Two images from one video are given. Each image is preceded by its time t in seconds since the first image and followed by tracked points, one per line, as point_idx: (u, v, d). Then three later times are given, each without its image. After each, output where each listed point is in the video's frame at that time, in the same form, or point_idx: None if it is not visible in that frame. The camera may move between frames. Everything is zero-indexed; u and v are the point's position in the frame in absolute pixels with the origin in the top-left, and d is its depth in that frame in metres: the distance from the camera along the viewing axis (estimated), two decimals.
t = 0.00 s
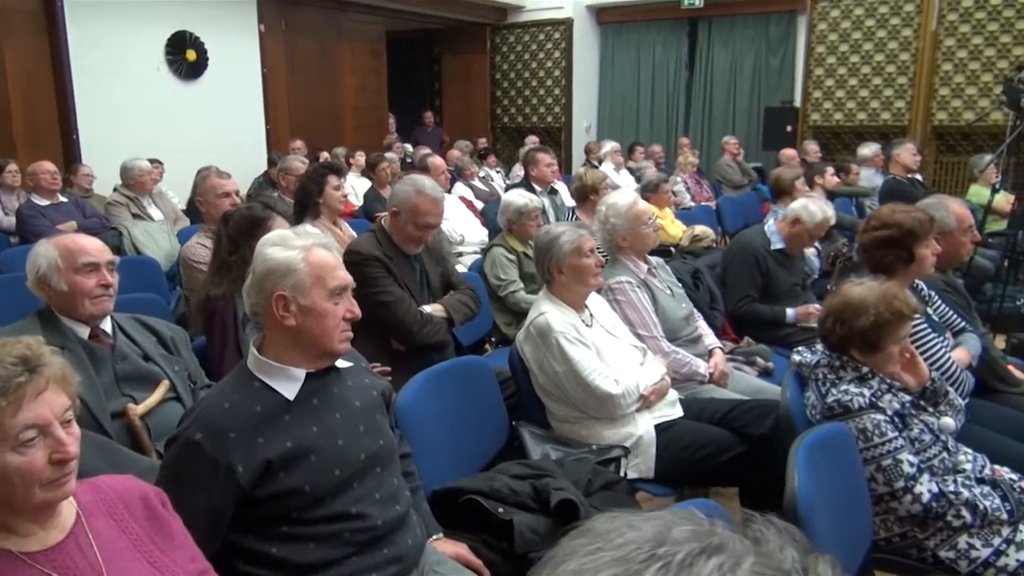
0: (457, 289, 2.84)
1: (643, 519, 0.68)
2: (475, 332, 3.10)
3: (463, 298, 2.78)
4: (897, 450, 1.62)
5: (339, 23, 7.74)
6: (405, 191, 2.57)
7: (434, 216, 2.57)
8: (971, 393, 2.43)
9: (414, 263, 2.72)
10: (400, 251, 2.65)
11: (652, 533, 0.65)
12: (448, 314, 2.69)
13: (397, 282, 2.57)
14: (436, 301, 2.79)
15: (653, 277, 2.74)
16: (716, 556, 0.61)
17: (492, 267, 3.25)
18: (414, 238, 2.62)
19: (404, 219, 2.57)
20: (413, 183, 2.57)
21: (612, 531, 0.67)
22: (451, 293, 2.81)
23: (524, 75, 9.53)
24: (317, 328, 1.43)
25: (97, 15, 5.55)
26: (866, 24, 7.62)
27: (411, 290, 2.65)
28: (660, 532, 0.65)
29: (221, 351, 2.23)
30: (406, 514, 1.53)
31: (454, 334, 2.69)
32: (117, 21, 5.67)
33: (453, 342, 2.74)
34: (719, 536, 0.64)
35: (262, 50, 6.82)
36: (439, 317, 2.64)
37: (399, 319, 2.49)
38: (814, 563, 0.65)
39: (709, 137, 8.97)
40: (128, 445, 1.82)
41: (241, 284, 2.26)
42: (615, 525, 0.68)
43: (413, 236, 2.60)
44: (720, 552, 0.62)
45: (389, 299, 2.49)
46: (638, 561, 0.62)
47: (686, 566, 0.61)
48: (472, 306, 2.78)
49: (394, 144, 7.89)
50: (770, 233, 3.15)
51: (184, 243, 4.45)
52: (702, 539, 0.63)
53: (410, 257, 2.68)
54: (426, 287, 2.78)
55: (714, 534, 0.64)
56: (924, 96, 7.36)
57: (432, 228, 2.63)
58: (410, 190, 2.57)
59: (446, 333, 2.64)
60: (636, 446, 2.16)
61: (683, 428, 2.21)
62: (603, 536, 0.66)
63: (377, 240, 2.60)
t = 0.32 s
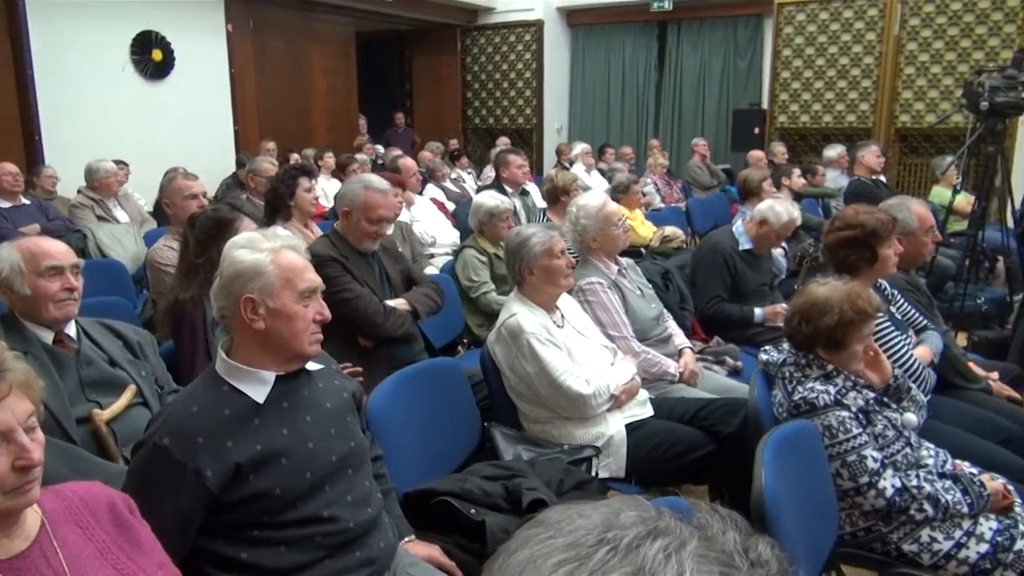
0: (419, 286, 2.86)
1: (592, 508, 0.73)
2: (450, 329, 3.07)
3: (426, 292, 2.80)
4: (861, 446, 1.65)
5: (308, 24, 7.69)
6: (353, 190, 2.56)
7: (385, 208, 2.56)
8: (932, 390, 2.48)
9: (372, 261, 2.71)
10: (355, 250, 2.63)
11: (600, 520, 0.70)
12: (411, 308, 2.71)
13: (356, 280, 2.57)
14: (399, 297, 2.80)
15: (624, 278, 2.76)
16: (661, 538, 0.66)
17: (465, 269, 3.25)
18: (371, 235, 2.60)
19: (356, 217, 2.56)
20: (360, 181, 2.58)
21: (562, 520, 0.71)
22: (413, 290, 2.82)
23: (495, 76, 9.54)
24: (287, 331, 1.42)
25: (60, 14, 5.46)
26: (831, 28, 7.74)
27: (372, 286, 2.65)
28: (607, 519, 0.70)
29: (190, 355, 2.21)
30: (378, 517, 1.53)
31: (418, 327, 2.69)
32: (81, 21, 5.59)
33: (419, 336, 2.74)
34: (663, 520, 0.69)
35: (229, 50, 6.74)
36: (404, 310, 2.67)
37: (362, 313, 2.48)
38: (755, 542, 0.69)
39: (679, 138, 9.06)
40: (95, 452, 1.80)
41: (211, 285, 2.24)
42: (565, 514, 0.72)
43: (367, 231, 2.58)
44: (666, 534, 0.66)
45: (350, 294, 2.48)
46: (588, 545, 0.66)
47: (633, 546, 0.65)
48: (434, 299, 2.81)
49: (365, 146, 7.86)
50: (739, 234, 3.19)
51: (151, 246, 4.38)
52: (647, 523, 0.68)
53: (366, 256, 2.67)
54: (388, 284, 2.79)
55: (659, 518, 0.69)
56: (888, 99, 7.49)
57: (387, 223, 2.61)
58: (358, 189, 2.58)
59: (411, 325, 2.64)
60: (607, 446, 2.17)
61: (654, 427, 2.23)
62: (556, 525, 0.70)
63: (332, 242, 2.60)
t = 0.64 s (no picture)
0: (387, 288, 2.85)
1: (567, 498, 0.71)
2: (423, 332, 3.07)
3: (394, 293, 2.79)
4: (827, 444, 1.68)
5: (276, 27, 7.63)
6: (300, 195, 2.57)
7: (336, 193, 2.57)
8: (896, 388, 2.53)
9: (337, 263, 2.70)
10: (323, 253, 2.63)
11: (575, 508, 0.68)
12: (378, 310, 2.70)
13: (322, 283, 2.56)
14: (366, 300, 2.79)
15: (594, 281, 2.78)
16: (636, 528, 0.65)
17: (436, 272, 3.24)
18: (338, 228, 2.59)
19: (317, 216, 2.55)
20: (302, 183, 2.60)
21: (537, 507, 0.70)
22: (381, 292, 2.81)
23: (466, 79, 9.53)
24: (256, 335, 1.41)
25: (20, 16, 5.35)
26: (797, 33, 7.84)
27: (339, 289, 2.64)
28: (582, 507, 0.69)
29: (157, 361, 2.17)
30: (349, 522, 1.52)
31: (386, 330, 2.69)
32: (43, 23, 5.49)
33: (388, 339, 2.73)
34: (637, 513, 0.68)
35: (196, 52, 6.66)
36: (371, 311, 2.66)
37: (329, 316, 2.47)
38: (724, 539, 0.69)
39: (650, 142, 9.13)
40: (59, 461, 1.77)
41: (178, 292, 2.21)
42: (540, 502, 0.70)
43: (331, 223, 2.56)
44: (640, 525, 0.65)
45: (317, 298, 2.47)
46: (563, 532, 0.65)
47: (608, 535, 0.64)
48: (403, 299, 2.80)
49: (335, 149, 7.81)
50: (707, 237, 3.23)
51: (117, 250, 4.34)
52: (621, 514, 0.67)
53: (331, 257, 2.65)
54: (356, 288, 2.79)
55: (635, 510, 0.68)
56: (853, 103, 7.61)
57: (346, 210, 2.61)
58: (304, 190, 2.59)
59: (378, 328, 2.64)
60: (578, 448, 2.19)
61: (624, 429, 2.25)
62: (530, 512, 0.69)
63: (296, 247, 2.58)
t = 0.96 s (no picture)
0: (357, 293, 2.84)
1: (548, 489, 0.72)
2: (394, 337, 3.06)
3: (364, 299, 2.78)
4: (792, 443, 1.71)
5: (242, 30, 7.57)
6: (262, 202, 2.55)
7: (297, 195, 2.55)
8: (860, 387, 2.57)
9: (305, 269, 2.69)
10: (290, 258, 2.61)
11: (556, 499, 0.69)
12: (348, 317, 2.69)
13: (290, 290, 2.54)
14: (335, 306, 2.78)
15: (564, 284, 2.79)
16: (615, 519, 0.65)
17: (406, 276, 3.23)
18: (303, 230, 2.57)
19: (281, 222, 2.53)
20: (261, 189, 2.57)
21: (520, 498, 0.70)
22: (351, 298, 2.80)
23: (436, 83, 9.51)
24: (222, 341, 1.40)
25: None
26: (762, 38, 7.93)
27: (307, 296, 2.62)
28: (563, 499, 0.69)
29: (122, 369, 2.14)
30: (319, 528, 1.51)
31: (355, 336, 2.68)
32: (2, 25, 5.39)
33: (358, 345, 2.72)
34: (616, 505, 0.69)
35: (162, 56, 6.57)
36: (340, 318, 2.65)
37: (297, 323, 2.45)
38: (698, 533, 0.70)
39: (620, 145, 9.19)
40: (20, 472, 1.73)
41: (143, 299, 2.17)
42: (522, 493, 0.71)
43: (296, 226, 2.54)
44: (619, 516, 0.66)
45: (284, 305, 2.45)
46: (545, 521, 0.65)
47: (589, 524, 0.64)
48: (373, 305, 2.79)
49: (305, 154, 7.76)
50: (676, 240, 3.26)
51: (81, 255, 4.27)
52: (600, 505, 0.68)
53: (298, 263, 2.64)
54: (324, 294, 2.77)
55: (613, 502, 0.69)
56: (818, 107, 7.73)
57: (308, 212, 2.59)
58: (265, 197, 2.56)
59: (347, 334, 2.63)
60: (549, 450, 2.20)
61: (595, 432, 2.27)
62: (512, 503, 0.69)
63: (262, 253, 2.56)
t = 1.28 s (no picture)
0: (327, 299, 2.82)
1: (521, 486, 0.72)
2: (364, 342, 3.04)
3: (334, 305, 2.77)
4: (760, 443, 1.73)
5: (209, 33, 7.49)
6: (233, 208, 2.51)
7: (269, 202, 2.53)
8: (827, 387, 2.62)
9: (274, 275, 2.66)
10: (259, 264, 2.59)
11: (530, 494, 0.69)
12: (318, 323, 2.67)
13: (258, 296, 2.51)
14: (305, 311, 2.76)
15: (535, 287, 2.80)
16: (585, 512, 0.66)
17: (377, 281, 3.22)
18: (274, 237, 2.55)
19: (252, 228, 2.50)
20: (232, 194, 2.53)
21: (494, 494, 0.70)
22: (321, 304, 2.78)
23: (406, 87, 9.48)
24: (189, 348, 1.39)
25: None
26: (729, 44, 8.02)
27: (276, 302, 2.60)
28: (536, 494, 0.70)
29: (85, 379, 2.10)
30: (289, 536, 1.49)
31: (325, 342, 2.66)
32: None
33: (328, 351, 2.71)
34: (589, 499, 0.69)
35: (127, 59, 6.47)
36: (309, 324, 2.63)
37: (266, 330, 2.44)
38: (669, 527, 0.71)
39: (590, 150, 9.24)
40: None
41: (107, 306, 2.14)
42: (495, 491, 0.71)
43: (267, 233, 2.52)
44: (590, 510, 0.67)
45: (254, 311, 2.43)
46: (517, 515, 0.66)
47: (560, 517, 0.65)
48: (343, 311, 2.78)
49: (273, 158, 7.69)
50: (645, 243, 3.29)
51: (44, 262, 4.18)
52: (573, 500, 0.68)
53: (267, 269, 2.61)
54: (294, 299, 2.75)
55: (586, 498, 0.69)
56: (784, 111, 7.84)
57: (279, 218, 2.58)
58: (235, 202, 2.53)
59: (318, 340, 2.61)
60: (521, 454, 2.20)
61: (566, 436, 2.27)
62: (485, 499, 0.70)
63: (231, 259, 2.53)
